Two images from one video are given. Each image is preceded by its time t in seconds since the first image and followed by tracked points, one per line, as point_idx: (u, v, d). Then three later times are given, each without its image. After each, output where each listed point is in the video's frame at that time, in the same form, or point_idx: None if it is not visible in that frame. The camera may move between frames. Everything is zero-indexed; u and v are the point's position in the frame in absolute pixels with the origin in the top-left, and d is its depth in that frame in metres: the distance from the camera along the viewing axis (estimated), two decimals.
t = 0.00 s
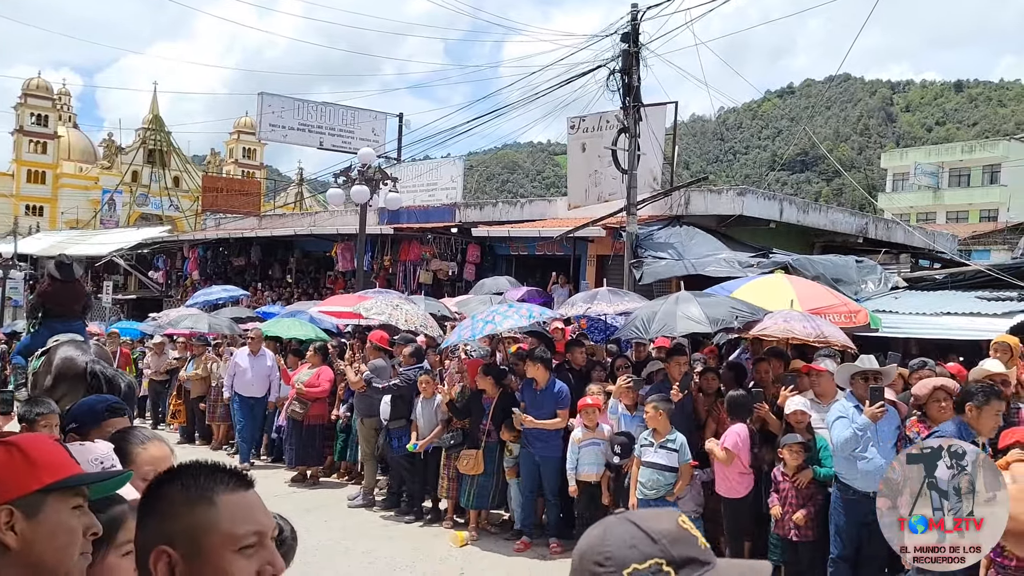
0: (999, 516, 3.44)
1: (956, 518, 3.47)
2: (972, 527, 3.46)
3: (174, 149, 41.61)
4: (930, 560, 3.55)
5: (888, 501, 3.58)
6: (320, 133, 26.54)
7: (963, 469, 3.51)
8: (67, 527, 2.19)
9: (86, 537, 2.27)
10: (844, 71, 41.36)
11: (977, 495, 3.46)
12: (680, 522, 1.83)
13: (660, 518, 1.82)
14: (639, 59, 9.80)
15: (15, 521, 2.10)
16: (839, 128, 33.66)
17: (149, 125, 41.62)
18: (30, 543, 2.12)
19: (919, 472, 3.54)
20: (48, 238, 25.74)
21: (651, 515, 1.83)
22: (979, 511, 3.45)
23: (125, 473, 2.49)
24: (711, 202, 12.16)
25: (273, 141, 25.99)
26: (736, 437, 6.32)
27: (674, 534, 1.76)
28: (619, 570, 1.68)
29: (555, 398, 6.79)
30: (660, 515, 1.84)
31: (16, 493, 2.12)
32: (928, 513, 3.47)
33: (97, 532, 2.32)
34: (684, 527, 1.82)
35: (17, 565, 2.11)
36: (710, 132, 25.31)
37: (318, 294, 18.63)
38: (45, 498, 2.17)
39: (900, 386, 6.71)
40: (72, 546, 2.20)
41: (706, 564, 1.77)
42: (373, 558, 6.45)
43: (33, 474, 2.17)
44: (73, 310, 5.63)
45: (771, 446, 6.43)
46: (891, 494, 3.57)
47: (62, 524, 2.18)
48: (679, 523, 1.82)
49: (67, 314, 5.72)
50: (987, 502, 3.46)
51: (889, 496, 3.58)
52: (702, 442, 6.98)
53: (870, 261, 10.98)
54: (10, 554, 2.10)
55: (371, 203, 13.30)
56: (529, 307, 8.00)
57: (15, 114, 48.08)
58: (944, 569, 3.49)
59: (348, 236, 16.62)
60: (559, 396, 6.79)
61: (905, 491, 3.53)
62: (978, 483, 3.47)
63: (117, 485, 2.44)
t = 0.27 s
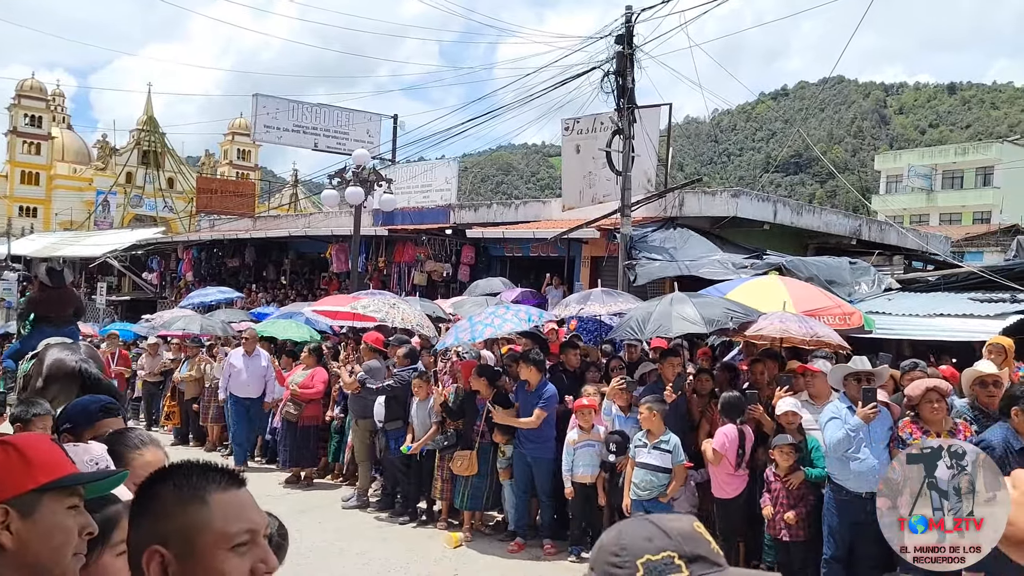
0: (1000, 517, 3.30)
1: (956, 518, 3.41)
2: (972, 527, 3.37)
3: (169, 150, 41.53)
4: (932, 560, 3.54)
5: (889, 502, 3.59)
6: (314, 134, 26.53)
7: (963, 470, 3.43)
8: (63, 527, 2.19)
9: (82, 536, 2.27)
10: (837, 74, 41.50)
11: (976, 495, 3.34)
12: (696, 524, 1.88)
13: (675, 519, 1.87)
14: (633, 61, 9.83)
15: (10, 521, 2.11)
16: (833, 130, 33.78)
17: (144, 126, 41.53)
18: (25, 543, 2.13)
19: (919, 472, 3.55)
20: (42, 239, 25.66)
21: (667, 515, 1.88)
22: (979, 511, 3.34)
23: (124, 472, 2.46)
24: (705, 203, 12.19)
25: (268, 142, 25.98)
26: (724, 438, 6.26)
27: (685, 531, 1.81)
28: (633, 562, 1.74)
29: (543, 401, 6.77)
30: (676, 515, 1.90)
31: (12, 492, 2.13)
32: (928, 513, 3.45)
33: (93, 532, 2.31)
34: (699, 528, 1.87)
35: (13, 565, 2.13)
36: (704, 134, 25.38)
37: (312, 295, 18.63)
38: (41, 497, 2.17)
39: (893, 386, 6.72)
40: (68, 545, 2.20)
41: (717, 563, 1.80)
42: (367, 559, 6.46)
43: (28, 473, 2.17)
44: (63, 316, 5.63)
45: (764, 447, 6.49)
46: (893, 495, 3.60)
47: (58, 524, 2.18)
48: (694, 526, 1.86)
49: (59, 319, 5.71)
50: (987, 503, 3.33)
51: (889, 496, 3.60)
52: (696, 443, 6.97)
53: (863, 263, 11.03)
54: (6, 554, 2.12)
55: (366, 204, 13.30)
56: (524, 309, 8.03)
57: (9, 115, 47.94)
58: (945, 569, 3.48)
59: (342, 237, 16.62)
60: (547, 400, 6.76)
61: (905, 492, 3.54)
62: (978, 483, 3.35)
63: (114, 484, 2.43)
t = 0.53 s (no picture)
0: (1000, 516, 3.09)
1: (956, 518, 3.31)
2: (972, 528, 3.21)
3: (165, 154, 41.51)
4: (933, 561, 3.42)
5: (888, 502, 3.49)
6: (310, 137, 26.53)
7: (963, 470, 3.31)
8: (61, 527, 2.20)
9: (81, 537, 2.27)
10: (833, 74, 41.56)
11: (976, 495, 3.19)
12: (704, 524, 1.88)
13: (684, 519, 1.88)
14: (629, 62, 9.84)
15: (8, 522, 2.12)
16: (829, 130, 33.81)
17: (140, 130, 41.50)
18: (24, 544, 2.14)
19: (919, 472, 3.48)
20: (38, 244, 25.64)
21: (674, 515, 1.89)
22: (979, 511, 3.17)
23: (122, 473, 2.46)
24: (701, 204, 12.20)
25: (264, 145, 25.98)
26: (727, 437, 6.26)
27: (691, 529, 1.82)
28: (639, 558, 1.76)
29: (538, 402, 6.79)
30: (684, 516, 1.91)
31: (10, 493, 2.13)
32: (928, 513, 3.37)
33: (91, 532, 2.31)
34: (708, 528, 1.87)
35: (12, 564, 2.15)
36: (700, 134, 25.39)
37: (309, 298, 18.61)
38: (39, 498, 2.17)
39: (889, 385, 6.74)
40: (66, 546, 2.21)
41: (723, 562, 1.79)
42: (365, 561, 6.46)
43: (26, 474, 2.17)
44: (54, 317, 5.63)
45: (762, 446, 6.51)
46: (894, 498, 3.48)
47: (57, 524, 2.19)
48: (702, 527, 1.86)
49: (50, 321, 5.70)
50: (986, 503, 3.14)
51: (889, 495, 3.50)
52: (693, 443, 6.98)
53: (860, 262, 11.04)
54: (5, 554, 2.13)
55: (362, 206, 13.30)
56: (521, 311, 8.03)
57: (5, 119, 47.89)
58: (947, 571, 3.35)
59: (339, 239, 16.62)
60: (541, 400, 6.79)
61: (904, 491, 3.45)
62: (977, 483, 3.21)
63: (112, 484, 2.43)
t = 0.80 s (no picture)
0: (998, 515, 3.71)
1: (957, 519, 3.74)
2: (971, 527, 3.71)
3: (162, 163, 41.58)
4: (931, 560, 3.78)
5: (889, 501, 3.86)
6: (306, 143, 26.55)
7: (960, 471, 3.79)
8: (60, 533, 2.20)
9: (79, 543, 2.27)
10: (828, 70, 41.60)
11: (976, 494, 3.74)
12: (699, 519, 1.88)
13: (679, 515, 1.88)
14: (622, 61, 9.85)
15: (6, 530, 2.11)
16: (825, 126, 33.81)
17: (137, 139, 41.56)
18: (22, 552, 2.13)
19: (919, 472, 3.86)
20: (37, 256, 25.65)
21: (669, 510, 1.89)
22: (978, 511, 3.72)
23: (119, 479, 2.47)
24: (698, 202, 12.20)
25: (261, 152, 26.02)
26: (739, 431, 6.24)
27: (686, 524, 1.82)
28: (632, 552, 1.75)
29: (537, 402, 6.79)
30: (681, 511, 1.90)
31: (7, 500, 2.13)
32: (929, 513, 3.74)
33: (89, 539, 2.31)
34: (703, 524, 1.86)
35: (10, 571, 2.15)
36: (696, 132, 25.39)
37: (308, 304, 18.62)
38: (37, 505, 2.17)
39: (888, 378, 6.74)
40: (65, 552, 2.21)
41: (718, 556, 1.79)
42: (367, 565, 6.46)
43: (23, 481, 2.17)
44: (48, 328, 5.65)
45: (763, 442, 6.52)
46: (893, 497, 3.85)
47: (55, 531, 2.19)
48: (698, 521, 1.86)
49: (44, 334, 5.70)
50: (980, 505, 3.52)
51: (889, 496, 3.87)
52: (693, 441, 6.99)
53: (857, 257, 11.04)
54: (4, 561, 2.13)
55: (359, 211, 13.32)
56: (519, 312, 8.02)
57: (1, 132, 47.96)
58: (944, 569, 3.71)
59: (337, 244, 16.64)
60: (538, 400, 6.79)
61: (905, 491, 3.83)
62: (977, 483, 3.75)
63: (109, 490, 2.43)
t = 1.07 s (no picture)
0: (998, 516, 3.74)
1: (957, 519, 3.77)
2: (972, 527, 3.75)
3: (160, 171, 41.57)
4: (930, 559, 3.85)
5: (889, 501, 3.88)
6: (304, 148, 26.58)
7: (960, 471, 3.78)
8: (69, 545, 2.20)
9: (87, 555, 2.28)
10: (824, 66, 41.60)
11: (977, 495, 3.77)
12: (691, 518, 1.89)
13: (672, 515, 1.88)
14: (618, 61, 9.86)
15: (16, 542, 2.12)
16: (822, 122, 33.81)
17: (135, 147, 41.59)
18: (32, 565, 2.13)
19: (919, 472, 3.87)
20: (37, 265, 25.67)
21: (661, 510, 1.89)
22: (979, 511, 3.75)
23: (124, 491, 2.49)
24: (696, 200, 12.20)
25: (259, 157, 26.06)
26: (745, 430, 6.19)
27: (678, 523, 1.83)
28: (626, 555, 1.76)
29: (537, 404, 6.79)
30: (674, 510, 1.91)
31: (17, 513, 2.13)
32: (929, 513, 3.77)
33: (97, 551, 2.33)
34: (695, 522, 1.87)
35: None
36: (693, 131, 25.39)
37: (308, 309, 18.63)
38: (47, 517, 2.18)
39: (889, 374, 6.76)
40: (74, 565, 2.21)
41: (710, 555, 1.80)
42: (371, 570, 6.46)
43: (33, 493, 2.17)
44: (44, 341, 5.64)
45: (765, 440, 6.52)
46: (893, 497, 3.88)
47: (64, 542, 2.19)
48: (689, 520, 1.87)
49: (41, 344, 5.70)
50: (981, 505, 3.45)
51: (889, 496, 3.89)
52: (694, 440, 7.00)
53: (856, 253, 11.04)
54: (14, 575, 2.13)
55: (357, 215, 13.32)
56: (519, 314, 8.02)
57: None
58: (944, 568, 3.79)
59: (336, 249, 16.65)
60: (540, 402, 6.79)
61: (905, 492, 3.85)
62: (978, 483, 3.78)
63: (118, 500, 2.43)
